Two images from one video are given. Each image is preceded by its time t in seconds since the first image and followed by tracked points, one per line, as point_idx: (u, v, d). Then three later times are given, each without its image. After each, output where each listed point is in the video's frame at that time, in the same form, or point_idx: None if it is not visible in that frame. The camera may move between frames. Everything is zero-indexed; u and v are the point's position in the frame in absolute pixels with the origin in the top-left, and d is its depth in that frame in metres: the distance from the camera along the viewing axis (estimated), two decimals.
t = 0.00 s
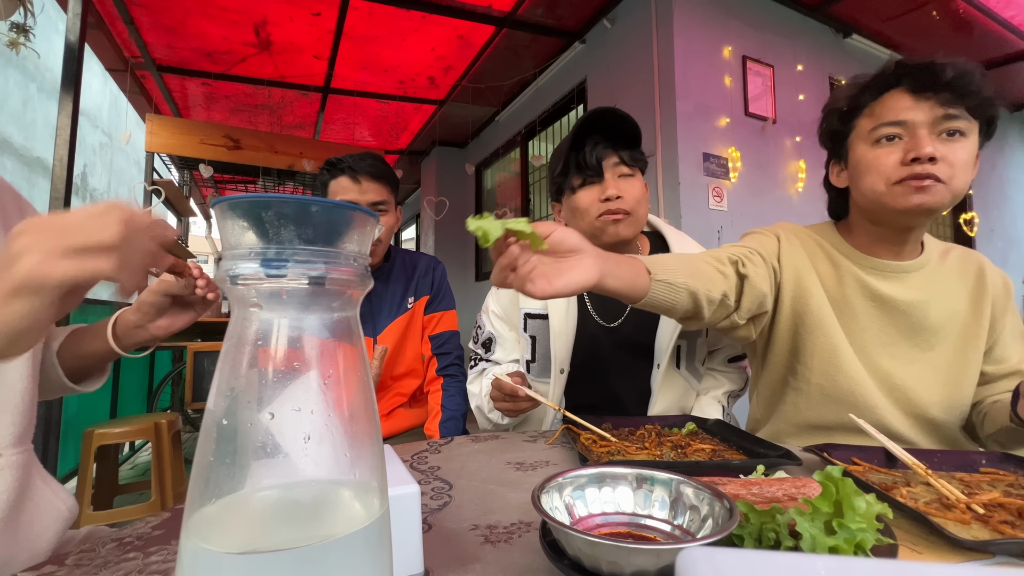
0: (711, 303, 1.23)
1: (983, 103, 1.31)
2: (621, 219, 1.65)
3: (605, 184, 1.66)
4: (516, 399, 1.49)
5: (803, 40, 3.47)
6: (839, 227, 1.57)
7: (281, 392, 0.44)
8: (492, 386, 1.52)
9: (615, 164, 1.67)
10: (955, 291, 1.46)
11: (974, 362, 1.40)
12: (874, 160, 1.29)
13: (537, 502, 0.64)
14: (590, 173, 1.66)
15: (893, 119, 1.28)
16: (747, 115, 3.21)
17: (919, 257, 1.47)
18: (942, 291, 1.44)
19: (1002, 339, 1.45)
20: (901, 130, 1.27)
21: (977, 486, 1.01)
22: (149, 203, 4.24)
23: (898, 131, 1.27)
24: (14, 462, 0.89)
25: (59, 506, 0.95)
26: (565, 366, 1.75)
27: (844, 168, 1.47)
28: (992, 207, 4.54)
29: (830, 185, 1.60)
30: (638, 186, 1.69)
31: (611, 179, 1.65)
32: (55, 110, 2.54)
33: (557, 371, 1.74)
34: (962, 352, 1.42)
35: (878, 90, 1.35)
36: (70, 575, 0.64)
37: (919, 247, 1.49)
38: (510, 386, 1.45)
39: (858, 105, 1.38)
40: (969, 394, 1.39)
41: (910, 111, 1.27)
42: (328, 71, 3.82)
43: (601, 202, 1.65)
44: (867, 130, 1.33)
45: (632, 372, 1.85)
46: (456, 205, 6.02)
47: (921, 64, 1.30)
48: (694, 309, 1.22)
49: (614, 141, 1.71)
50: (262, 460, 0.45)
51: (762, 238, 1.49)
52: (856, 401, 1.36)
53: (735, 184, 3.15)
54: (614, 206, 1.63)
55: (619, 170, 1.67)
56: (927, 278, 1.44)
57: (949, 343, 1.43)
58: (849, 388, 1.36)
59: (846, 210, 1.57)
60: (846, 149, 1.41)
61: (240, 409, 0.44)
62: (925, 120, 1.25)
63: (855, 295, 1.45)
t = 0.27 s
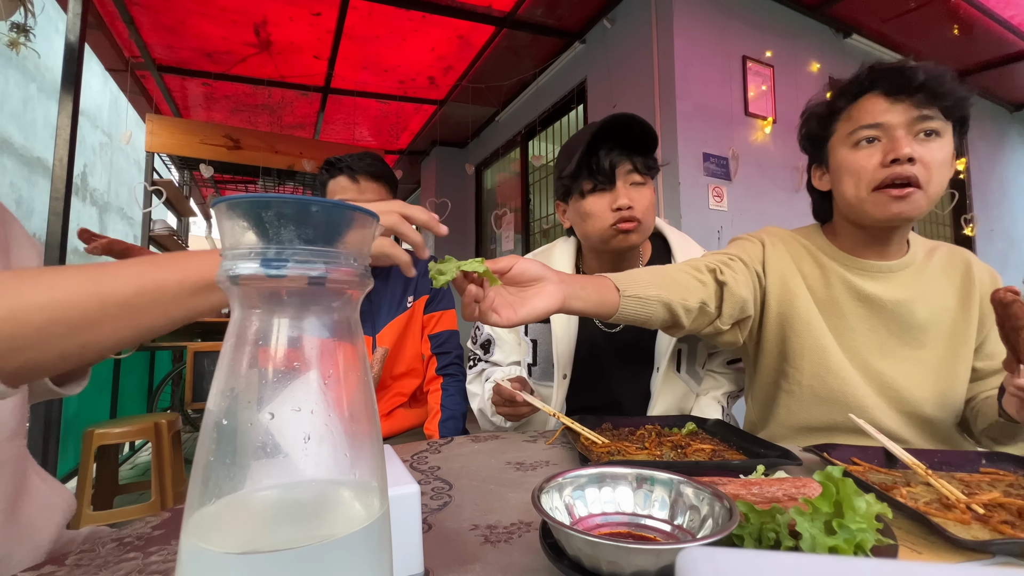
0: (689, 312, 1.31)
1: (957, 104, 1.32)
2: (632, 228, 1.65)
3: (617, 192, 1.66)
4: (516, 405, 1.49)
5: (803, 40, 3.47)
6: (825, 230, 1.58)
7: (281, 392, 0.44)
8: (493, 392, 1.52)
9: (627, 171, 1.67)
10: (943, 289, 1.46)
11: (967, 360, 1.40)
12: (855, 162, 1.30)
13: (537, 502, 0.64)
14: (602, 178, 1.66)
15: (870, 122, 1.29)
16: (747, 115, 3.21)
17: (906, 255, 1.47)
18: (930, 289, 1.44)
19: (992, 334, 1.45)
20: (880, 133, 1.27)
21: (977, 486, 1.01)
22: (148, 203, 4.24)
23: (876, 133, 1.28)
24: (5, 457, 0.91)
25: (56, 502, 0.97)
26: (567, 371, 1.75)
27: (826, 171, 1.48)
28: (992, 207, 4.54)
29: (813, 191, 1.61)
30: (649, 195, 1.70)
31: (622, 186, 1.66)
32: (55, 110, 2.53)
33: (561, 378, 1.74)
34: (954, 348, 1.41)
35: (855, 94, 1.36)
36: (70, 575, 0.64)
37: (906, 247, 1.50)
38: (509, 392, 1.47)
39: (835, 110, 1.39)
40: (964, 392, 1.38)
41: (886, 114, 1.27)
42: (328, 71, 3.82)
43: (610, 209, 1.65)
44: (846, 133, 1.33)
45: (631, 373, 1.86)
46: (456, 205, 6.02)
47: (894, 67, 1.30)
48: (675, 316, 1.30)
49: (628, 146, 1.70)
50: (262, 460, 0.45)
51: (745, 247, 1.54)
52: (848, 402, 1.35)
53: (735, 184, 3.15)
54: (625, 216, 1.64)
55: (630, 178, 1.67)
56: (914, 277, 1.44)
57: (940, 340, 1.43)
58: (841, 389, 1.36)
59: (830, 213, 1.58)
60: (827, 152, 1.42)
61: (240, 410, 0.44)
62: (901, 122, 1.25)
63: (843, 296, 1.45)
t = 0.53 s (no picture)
0: (684, 315, 1.31)
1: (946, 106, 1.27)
2: (634, 231, 1.66)
3: (624, 192, 1.65)
4: (517, 407, 1.50)
5: (803, 40, 3.47)
6: (820, 231, 1.58)
7: (282, 392, 0.44)
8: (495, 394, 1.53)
9: (635, 172, 1.66)
10: (938, 289, 1.46)
11: (962, 359, 1.40)
12: (835, 174, 1.30)
13: (537, 502, 0.64)
14: (610, 176, 1.64)
15: (850, 133, 1.28)
16: (747, 115, 3.21)
17: (900, 256, 1.47)
18: (926, 289, 1.44)
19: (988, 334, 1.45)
20: (860, 146, 1.26)
21: (977, 486, 1.01)
22: (148, 203, 4.24)
23: (857, 144, 1.27)
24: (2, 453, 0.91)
25: (51, 497, 0.97)
26: (566, 370, 1.76)
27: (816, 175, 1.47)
28: (992, 207, 4.54)
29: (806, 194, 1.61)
30: (654, 199, 1.70)
31: (629, 187, 1.65)
32: (55, 110, 2.53)
33: (559, 377, 1.75)
34: (950, 348, 1.41)
35: (837, 103, 1.34)
36: (70, 575, 0.64)
37: (900, 247, 1.50)
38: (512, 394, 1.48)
39: (819, 120, 1.39)
40: (961, 391, 1.38)
41: (865, 125, 1.26)
42: (328, 71, 3.82)
43: (614, 209, 1.65)
44: (829, 143, 1.33)
45: (629, 373, 1.85)
46: (456, 205, 6.02)
47: (875, 74, 1.25)
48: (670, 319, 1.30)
49: (639, 146, 1.69)
50: (262, 460, 0.45)
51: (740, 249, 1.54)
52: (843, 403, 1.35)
53: (735, 184, 3.15)
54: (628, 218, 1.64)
55: (637, 179, 1.67)
56: (909, 277, 1.44)
57: (937, 340, 1.43)
58: (837, 390, 1.36)
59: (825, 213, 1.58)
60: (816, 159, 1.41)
61: (240, 410, 0.44)
62: (880, 134, 1.24)
63: (839, 297, 1.45)
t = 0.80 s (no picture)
0: (682, 321, 1.31)
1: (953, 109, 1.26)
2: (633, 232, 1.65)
3: (626, 193, 1.64)
4: (518, 407, 1.50)
5: (803, 40, 3.46)
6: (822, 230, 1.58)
7: (281, 392, 0.44)
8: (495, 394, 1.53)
9: (637, 174, 1.66)
10: (938, 290, 1.45)
11: (963, 360, 1.39)
12: (838, 177, 1.30)
13: (537, 502, 0.64)
14: (612, 176, 1.63)
15: (855, 136, 1.26)
16: (747, 115, 3.21)
17: (902, 257, 1.47)
18: (927, 290, 1.44)
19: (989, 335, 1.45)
20: (864, 148, 1.25)
21: (977, 486, 1.01)
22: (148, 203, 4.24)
23: (861, 148, 1.26)
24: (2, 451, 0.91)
25: (49, 496, 0.97)
26: (565, 368, 1.76)
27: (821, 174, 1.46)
28: (992, 207, 4.54)
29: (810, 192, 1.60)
30: (654, 202, 1.70)
31: (629, 188, 1.65)
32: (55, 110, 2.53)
33: (557, 374, 1.75)
34: (951, 350, 1.41)
35: (842, 103, 1.32)
36: (70, 575, 0.64)
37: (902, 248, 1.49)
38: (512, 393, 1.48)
39: (823, 121, 1.37)
40: (961, 392, 1.38)
41: (870, 127, 1.25)
42: (328, 71, 3.82)
43: (616, 209, 1.64)
44: (833, 145, 1.31)
45: (628, 369, 1.85)
46: (456, 205, 6.02)
47: (882, 74, 1.24)
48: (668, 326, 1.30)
49: (642, 148, 1.69)
50: (262, 460, 0.45)
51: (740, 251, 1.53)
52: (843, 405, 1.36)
53: (735, 184, 3.15)
54: (627, 220, 1.64)
55: (638, 181, 1.67)
56: (910, 279, 1.44)
57: (938, 341, 1.43)
58: (837, 391, 1.37)
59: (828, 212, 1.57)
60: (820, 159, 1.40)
61: (240, 410, 0.44)
62: (884, 137, 1.23)
63: (840, 297, 1.45)
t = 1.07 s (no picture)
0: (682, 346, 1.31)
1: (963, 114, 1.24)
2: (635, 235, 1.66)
3: (629, 196, 1.64)
4: (517, 407, 1.50)
5: (803, 40, 3.46)
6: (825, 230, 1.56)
7: (281, 392, 0.44)
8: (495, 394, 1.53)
9: (642, 176, 1.64)
10: (941, 292, 1.45)
11: (965, 363, 1.38)
12: (843, 178, 1.29)
13: (537, 502, 0.64)
14: (617, 178, 1.62)
15: (862, 137, 1.25)
16: (747, 115, 3.21)
17: (906, 258, 1.45)
18: (928, 292, 1.43)
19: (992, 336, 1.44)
20: (870, 150, 1.24)
21: (977, 486, 1.01)
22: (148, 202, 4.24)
23: (868, 150, 1.25)
24: (5, 454, 0.90)
25: (50, 499, 0.96)
26: (565, 367, 1.76)
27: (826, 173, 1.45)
28: (992, 207, 4.54)
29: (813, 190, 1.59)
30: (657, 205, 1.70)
31: (634, 192, 1.64)
32: (55, 110, 2.53)
33: (557, 373, 1.75)
34: (953, 351, 1.40)
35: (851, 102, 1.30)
36: (70, 575, 0.64)
37: (907, 249, 1.47)
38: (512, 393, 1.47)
39: (831, 120, 1.36)
40: (962, 393, 1.37)
41: (878, 128, 1.23)
42: (328, 71, 3.82)
43: (618, 212, 1.64)
44: (839, 145, 1.30)
45: (628, 369, 1.84)
46: (456, 205, 6.02)
47: (893, 75, 1.22)
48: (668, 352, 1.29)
49: (648, 150, 1.67)
50: (262, 460, 0.45)
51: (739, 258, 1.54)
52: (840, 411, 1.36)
53: (735, 184, 3.15)
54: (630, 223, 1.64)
55: (642, 184, 1.65)
56: (913, 280, 1.43)
57: (940, 343, 1.42)
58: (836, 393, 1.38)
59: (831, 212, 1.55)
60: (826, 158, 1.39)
61: (240, 410, 0.44)
62: (892, 139, 1.21)
63: (837, 304, 1.47)
